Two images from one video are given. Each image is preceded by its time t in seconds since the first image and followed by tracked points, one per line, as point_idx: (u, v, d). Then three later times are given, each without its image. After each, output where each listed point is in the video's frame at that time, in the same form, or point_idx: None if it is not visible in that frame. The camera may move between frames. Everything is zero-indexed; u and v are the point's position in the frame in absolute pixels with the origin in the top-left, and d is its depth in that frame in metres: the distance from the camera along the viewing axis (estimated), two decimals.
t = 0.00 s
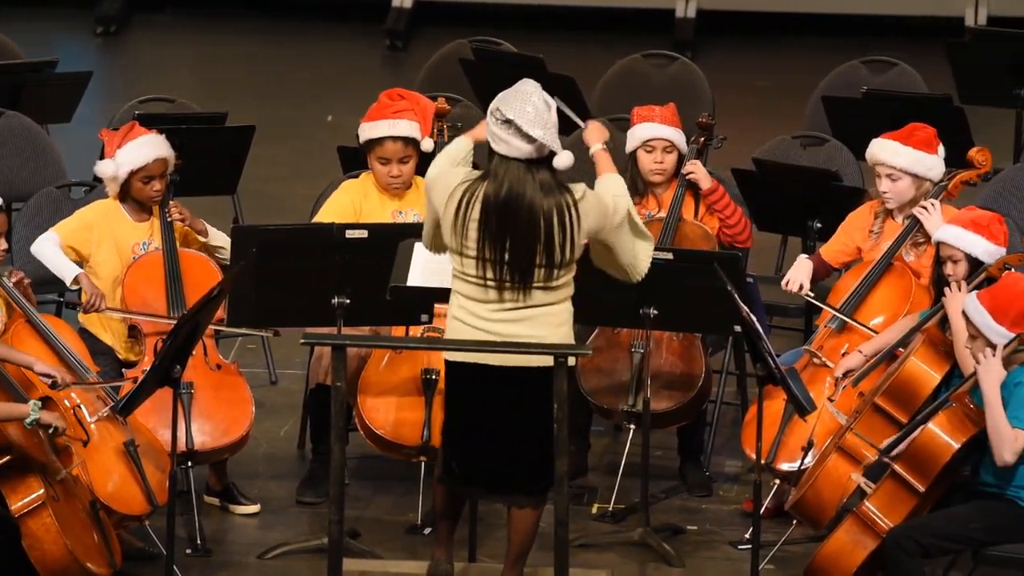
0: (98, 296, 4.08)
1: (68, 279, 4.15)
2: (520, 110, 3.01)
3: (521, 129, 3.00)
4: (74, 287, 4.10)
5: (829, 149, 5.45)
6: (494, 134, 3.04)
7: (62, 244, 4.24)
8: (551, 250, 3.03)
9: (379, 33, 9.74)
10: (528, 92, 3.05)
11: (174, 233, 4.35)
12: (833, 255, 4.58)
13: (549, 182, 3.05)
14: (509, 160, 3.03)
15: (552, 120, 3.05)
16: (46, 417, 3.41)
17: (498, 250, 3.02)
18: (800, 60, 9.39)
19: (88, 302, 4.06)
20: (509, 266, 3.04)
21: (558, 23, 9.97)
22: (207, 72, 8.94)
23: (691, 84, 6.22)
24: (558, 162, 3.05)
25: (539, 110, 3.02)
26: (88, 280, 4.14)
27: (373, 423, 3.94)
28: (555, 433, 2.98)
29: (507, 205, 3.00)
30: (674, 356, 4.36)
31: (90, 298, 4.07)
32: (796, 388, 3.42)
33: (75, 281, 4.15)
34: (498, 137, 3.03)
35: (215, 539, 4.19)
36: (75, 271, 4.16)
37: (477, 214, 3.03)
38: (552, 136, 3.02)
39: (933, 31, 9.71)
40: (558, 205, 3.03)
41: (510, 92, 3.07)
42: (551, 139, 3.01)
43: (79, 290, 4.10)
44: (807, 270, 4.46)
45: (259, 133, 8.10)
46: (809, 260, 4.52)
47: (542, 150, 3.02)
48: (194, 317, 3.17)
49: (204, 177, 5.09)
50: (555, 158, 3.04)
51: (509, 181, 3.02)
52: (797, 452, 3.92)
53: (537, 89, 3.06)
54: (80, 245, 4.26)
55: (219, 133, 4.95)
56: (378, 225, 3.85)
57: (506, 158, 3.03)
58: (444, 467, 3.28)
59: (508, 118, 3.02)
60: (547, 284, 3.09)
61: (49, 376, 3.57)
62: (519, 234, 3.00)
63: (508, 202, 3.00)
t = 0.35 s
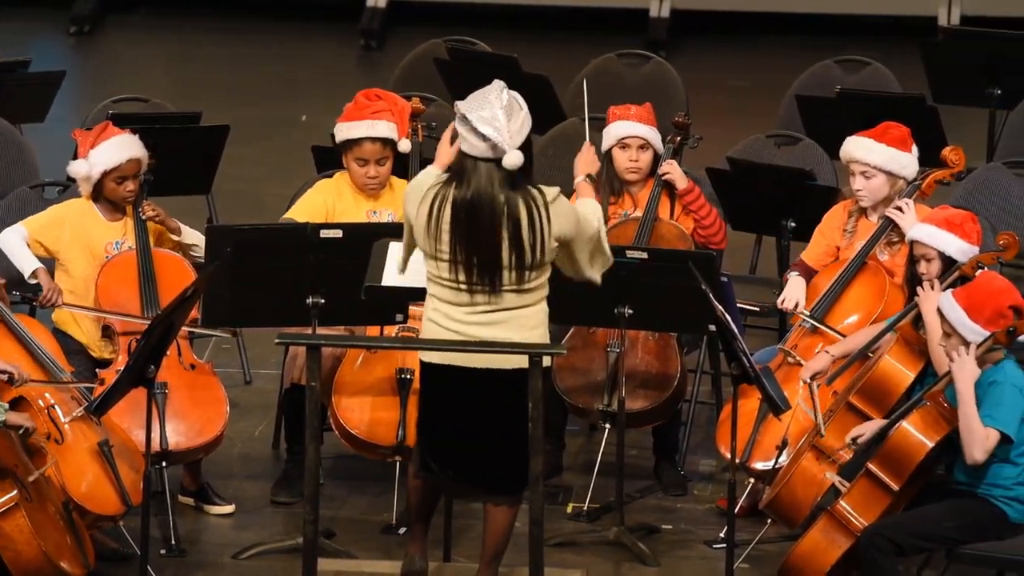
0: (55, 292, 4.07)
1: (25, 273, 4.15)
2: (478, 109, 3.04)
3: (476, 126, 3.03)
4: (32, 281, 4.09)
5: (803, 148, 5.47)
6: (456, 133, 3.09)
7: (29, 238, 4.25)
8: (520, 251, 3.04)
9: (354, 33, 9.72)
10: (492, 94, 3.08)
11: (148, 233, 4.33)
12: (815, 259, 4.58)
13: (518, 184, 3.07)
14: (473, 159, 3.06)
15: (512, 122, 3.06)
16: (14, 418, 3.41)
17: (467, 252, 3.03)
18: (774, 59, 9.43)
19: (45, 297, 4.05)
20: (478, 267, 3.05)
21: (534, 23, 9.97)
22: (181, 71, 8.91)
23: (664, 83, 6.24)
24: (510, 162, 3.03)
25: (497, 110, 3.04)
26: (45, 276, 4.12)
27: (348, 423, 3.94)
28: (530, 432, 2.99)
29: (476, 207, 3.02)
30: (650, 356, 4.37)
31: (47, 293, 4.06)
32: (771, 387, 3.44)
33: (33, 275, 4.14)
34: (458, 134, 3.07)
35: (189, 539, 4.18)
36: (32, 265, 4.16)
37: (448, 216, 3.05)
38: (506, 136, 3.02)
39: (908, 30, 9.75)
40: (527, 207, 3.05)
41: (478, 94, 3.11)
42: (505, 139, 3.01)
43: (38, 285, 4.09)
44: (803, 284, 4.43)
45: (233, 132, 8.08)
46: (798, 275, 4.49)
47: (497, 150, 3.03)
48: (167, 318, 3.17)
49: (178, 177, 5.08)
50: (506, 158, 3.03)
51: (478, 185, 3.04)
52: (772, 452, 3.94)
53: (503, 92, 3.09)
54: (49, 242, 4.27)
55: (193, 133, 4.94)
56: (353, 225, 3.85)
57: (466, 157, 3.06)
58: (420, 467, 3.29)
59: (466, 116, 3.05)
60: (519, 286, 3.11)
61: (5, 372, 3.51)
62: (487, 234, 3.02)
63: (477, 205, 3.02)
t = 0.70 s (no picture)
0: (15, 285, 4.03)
1: None
2: (451, 110, 3.06)
3: (448, 127, 3.05)
4: None
5: (779, 148, 5.50)
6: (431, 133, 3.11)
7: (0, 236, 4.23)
8: (493, 249, 3.05)
9: (330, 32, 9.71)
10: (466, 94, 3.10)
11: (121, 233, 4.32)
12: (786, 257, 4.63)
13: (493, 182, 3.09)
14: (449, 159, 3.08)
15: (486, 122, 3.07)
16: None
17: (440, 249, 3.04)
18: (748, 59, 9.46)
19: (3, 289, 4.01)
20: (449, 264, 3.06)
21: (510, 23, 9.98)
22: (156, 71, 8.88)
23: (640, 83, 6.25)
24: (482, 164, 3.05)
25: (469, 111, 3.06)
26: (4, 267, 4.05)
27: (324, 423, 3.94)
28: (507, 432, 2.99)
29: (451, 203, 3.03)
30: (626, 356, 4.39)
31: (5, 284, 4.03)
32: (746, 385, 3.45)
33: None
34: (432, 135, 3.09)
35: (165, 539, 4.17)
36: None
37: (424, 213, 3.07)
38: (478, 138, 3.03)
39: (883, 30, 9.81)
40: (502, 204, 3.06)
41: (453, 93, 3.13)
42: (477, 141, 3.03)
43: None
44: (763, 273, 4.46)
45: (209, 132, 8.06)
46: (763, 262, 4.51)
47: (470, 151, 3.05)
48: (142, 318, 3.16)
49: (153, 177, 5.06)
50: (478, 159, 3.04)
51: (453, 182, 3.06)
52: (747, 450, 3.96)
53: (477, 90, 3.10)
54: (21, 239, 4.25)
55: (168, 133, 4.92)
56: (330, 225, 3.85)
57: (442, 157, 3.09)
58: (397, 468, 3.29)
59: (440, 116, 3.07)
60: (492, 284, 3.11)
61: None
62: (462, 231, 3.03)
63: (452, 201, 3.04)
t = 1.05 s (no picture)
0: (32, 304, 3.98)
1: None
2: (430, 108, 3.06)
3: (428, 125, 3.04)
4: None
5: (757, 148, 5.51)
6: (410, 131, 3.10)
7: None
8: (471, 249, 3.06)
9: (309, 32, 9.69)
10: (444, 92, 3.09)
11: (96, 233, 4.31)
12: (760, 254, 4.65)
13: (471, 181, 3.09)
14: (427, 158, 3.07)
15: (466, 121, 3.07)
16: None
17: (419, 249, 3.05)
18: (727, 58, 9.49)
19: None
20: (428, 265, 3.06)
21: (489, 22, 9.98)
22: (133, 70, 8.85)
23: (618, 82, 6.26)
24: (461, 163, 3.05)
25: (449, 110, 3.06)
26: None
27: (303, 423, 3.94)
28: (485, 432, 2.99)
29: (429, 204, 3.04)
30: (605, 356, 4.40)
31: None
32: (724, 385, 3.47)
33: None
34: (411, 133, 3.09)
35: (143, 540, 4.16)
36: None
37: (403, 214, 3.07)
38: (458, 136, 3.04)
39: (861, 30, 9.85)
40: (480, 203, 3.07)
41: (431, 91, 3.12)
42: (456, 139, 3.03)
43: None
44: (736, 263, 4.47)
45: (187, 132, 8.04)
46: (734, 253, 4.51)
47: (450, 149, 3.05)
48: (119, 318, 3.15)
49: (131, 176, 5.04)
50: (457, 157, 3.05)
51: (431, 182, 3.06)
52: (726, 450, 3.99)
53: (455, 89, 3.10)
54: None
55: (145, 132, 4.91)
56: (308, 224, 3.84)
57: (420, 155, 3.08)
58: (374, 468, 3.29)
59: (419, 114, 3.07)
60: (471, 285, 3.11)
61: None
62: (440, 232, 3.04)
63: (430, 201, 3.04)
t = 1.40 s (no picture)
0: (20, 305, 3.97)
1: None
2: (410, 111, 3.05)
3: (408, 129, 3.04)
4: None
5: (739, 147, 5.53)
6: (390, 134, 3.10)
7: None
8: (456, 247, 3.06)
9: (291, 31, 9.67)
10: (424, 94, 3.09)
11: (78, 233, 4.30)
12: (750, 259, 4.62)
13: (452, 179, 3.10)
14: (409, 160, 3.07)
15: (446, 123, 3.07)
16: None
17: (404, 250, 3.05)
18: (708, 58, 9.51)
19: None
20: (413, 263, 3.07)
21: (472, 22, 9.98)
22: (115, 70, 8.83)
23: (600, 82, 6.27)
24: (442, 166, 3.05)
25: (428, 112, 3.05)
26: None
27: (285, 423, 3.94)
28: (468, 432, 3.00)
29: (412, 202, 3.04)
30: (587, 355, 4.41)
31: None
32: (707, 385, 3.47)
33: None
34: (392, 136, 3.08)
35: (125, 540, 4.16)
36: None
37: (385, 212, 3.07)
38: (439, 139, 3.03)
39: (842, 30, 9.87)
40: (462, 201, 3.07)
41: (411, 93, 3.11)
42: (437, 142, 3.02)
43: None
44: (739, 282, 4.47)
45: (168, 132, 8.02)
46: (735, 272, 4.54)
47: (430, 152, 3.04)
48: (100, 319, 3.15)
49: (112, 176, 5.03)
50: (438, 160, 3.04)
51: (413, 180, 3.06)
52: (709, 449, 4.00)
53: (436, 91, 3.09)
54: None
55: (126, 132, 4.89)
56: (290, 223, 3.84)
57: (401, 158, 3.08)
58: (357, 468, 3.29)
59: (400, 117, 3.06)
60: (456, 282, 3.12)
61: None
62: (423, 230, 3.04)
63: (412, 200, 3.04)
